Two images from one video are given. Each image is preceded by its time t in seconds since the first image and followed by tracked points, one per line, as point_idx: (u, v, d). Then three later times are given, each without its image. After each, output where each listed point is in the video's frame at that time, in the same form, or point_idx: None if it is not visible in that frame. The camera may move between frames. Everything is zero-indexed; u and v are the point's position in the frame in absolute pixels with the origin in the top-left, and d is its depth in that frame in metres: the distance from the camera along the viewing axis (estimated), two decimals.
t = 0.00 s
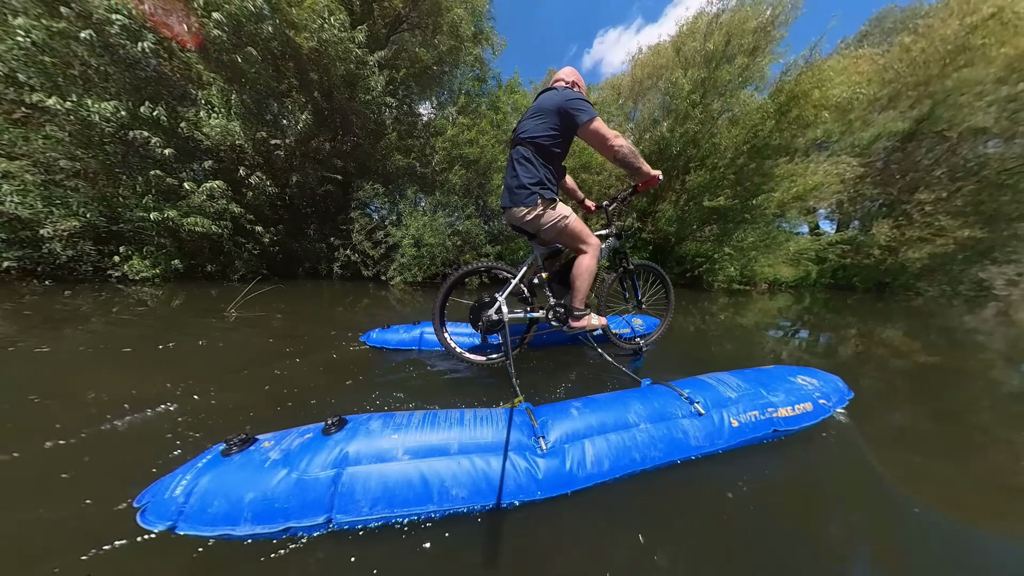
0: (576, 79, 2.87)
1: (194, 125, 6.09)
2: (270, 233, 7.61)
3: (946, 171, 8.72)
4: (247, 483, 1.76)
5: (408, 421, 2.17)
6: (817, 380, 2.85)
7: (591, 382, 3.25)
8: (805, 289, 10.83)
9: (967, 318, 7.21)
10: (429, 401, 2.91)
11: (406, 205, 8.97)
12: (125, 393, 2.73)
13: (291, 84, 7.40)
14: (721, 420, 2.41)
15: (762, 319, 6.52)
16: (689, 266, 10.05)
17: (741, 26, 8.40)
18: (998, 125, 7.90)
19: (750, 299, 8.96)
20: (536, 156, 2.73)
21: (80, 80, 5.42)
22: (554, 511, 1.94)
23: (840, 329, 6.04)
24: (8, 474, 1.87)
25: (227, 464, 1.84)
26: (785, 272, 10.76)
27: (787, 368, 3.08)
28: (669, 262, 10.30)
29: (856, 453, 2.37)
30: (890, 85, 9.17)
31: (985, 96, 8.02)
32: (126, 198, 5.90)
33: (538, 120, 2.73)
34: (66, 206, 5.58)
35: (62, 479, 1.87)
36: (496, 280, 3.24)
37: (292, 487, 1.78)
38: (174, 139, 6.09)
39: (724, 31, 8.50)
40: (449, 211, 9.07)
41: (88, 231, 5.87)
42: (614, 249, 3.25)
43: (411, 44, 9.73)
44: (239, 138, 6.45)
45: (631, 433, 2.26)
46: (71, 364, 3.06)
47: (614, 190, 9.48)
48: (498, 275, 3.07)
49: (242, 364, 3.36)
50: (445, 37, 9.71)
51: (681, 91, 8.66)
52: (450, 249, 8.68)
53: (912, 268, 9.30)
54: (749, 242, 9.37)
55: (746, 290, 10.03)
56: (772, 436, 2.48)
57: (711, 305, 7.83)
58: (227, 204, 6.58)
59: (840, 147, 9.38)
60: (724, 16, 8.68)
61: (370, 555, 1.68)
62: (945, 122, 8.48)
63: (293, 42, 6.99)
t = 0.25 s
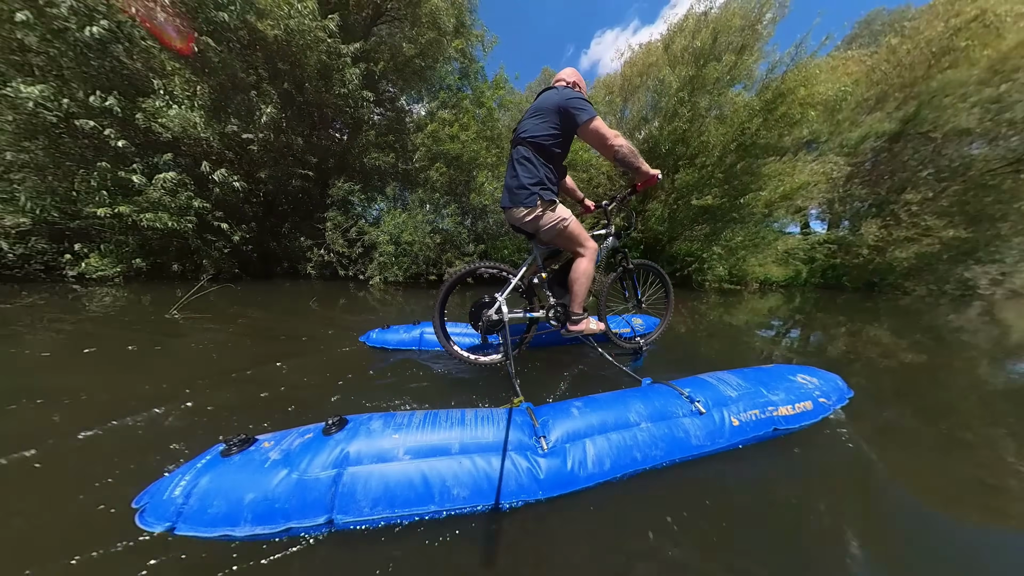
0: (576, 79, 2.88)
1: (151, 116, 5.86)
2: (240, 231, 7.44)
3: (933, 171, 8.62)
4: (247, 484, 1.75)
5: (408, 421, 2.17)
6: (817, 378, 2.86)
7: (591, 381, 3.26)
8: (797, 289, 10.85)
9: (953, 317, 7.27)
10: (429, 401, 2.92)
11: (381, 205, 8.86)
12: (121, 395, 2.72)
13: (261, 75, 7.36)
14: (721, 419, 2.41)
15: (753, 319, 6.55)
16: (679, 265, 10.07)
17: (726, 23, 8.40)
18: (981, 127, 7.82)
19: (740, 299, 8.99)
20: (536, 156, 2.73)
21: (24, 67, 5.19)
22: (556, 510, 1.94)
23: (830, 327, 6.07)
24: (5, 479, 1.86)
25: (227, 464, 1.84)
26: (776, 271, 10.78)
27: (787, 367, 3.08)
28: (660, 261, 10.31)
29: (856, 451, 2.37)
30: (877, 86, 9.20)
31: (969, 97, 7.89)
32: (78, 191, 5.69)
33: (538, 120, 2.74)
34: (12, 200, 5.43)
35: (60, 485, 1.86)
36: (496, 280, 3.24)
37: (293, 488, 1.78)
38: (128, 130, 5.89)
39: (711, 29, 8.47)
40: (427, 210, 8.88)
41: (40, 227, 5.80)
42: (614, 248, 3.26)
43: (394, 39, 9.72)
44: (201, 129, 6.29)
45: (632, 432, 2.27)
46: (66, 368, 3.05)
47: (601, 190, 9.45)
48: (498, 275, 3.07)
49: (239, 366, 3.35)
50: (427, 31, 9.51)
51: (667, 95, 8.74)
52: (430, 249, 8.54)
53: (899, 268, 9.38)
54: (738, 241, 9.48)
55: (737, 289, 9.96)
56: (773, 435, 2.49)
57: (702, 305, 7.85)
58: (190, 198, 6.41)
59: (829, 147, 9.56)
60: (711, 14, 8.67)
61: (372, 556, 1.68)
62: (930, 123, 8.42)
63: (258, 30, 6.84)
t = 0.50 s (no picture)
0: (579, 78, 2.89)
1: (107, 106, 5.69)
2: (209, 228, 7.36)
3: (920, 172, 8.60)
4: (244, 483, 1.75)
5: (407, 420, 2.17)
6: (817, 378, 2.86)
7: (591, 381, 3.26)
8: (789, 289, 10.88)
9: (939, 316, 7.34)
10: (429, 400, 2.91)
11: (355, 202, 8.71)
12: (116, 395, 2.71)
13: (230, 67, 7.10)
14: (721, 418, 2.41)
15: (745, 318, 6.58)
16: (671, 264, 10.10)
17: (714, 19, 8.19)
18: (966, 128, 7.80)
19: (731, 298, 9.02)
20: (537, 154, 2.73)
21: None
22: (556, 509, 1.94)
23: (820, 327, 6.09)
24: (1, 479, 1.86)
25: (224, 464, 1.83)
26: (767, 270, 10.93)
27: (787, 366, 3.08)
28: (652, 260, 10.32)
29: (855, 450, 2.38)
30: (865, 86, 9.24)
31: (954, 98, 7.89)
32: (29, 186, 5.60)
33: (539, 118, 2.73)
34: None
35: (56, 485, 1.85)
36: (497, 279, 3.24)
37: (290, 488, 1.77)
38: (82, 121, 5.73)
39: (699, 25, 8.33)
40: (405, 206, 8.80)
41: None
42: (614, 248, 3.26)
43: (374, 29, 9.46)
44: (162, 121, 6.08)
45: (632, 432, 2.27)
46: (61, 368, 3.04)
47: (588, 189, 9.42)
48: (498, 273, 3.06)
49: (235, 366, 3.35)
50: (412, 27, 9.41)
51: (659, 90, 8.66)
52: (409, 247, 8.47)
53: (887, 267, 9.35)
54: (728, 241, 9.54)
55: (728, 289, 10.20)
56: (772, 435, 2.49)
57: (693, 304, 7.83)
58: (154, 194, 6.26)
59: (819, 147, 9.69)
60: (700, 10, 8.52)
61: (371, 555, 1.67)
62: (917, 124, 8.42)
63: (224, 19, 6.53)
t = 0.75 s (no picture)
0: (580, 78, 2.89)
1: (50, 94, 5.44)
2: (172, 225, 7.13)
3: (906, 174, 9.21)
4: (246, 482, 1.75)
5: (409, 420, 2.17)
6: (818, 378, 2.87)
7: (592, 381, 3.26)
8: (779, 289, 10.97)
9: (924, 316, 7.54)
10: (429, 400, 2.91)
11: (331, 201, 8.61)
12: (118, 395, 2.70)
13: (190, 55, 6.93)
14: (722, 419, 2.41)
15: (736, 317, 6.65)
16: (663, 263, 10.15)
17: (701, 16, 8.28)
18: (949, 129, 8.38)
19: (723, 298, 9.09)
20: (538, 155, 2.73)
21: None
22: (560, 508, 1.94)
23: (808, 326, 6.18)
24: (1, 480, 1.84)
25: (225, 463, 1.83)
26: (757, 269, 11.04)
27: (787, 366, 3.08)
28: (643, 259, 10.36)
29: (859, 450, 2.38)
30: (854, 87, 9.72)
31: (937, 99, 8.43)
32: None
33: (540, 118, 2.73)
34: None
35: (55, 486, 1.83)
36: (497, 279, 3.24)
37: (291, 487, 1.77)
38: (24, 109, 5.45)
39: (685, 22, 8.39)
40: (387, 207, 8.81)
41: None
42: (616, 248, 3.26)
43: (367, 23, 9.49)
44: (114, 111, 5.83)
45: (632, 432, 2.27)
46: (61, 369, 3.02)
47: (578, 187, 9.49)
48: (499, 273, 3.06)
49: (235, 365, 3.34)
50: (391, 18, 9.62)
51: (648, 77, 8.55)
52: (392, 245, 8.48)
53: (874, 266, 9.97)
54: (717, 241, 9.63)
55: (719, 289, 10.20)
56: (774, 435, 2.49)
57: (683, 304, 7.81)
58: (107, 188, 6.02)
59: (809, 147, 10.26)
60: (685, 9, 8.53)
61: (375, 555, 1.67)
62: (902, 124, 8.93)
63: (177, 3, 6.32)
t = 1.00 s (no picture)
0: (580, 78, 2.89)
1: None
2: (136, 224, 6.79)
3: (893, 175, 9.55)
4: (249, 481, 1.74)
5: (411, 419, 2.16)
6: (820, 377, 2.87)
7: (593, 382, 3.24)
8: (769, 289, 11.06)
9: (911, 314, 7.69)
10: (430, 400, 2.90)
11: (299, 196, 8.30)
12: (119, 395, 2.70)
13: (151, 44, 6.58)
14: (724, 418, 2.41)
15: (728, 316, 6.69)
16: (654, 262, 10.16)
17: (688, 14, 8.37)
18: (933, 129, 8.68)
19: (715, 297, 9.12)
20: (538, 154, 2.73)
21: None
22: (564, 507, 1.95)
23: (798, 324, 6.25)
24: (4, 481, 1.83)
25: (229, 461, 1.82)
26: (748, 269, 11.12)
27: (788, 365, 3.09)
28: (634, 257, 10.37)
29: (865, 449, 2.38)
30: (842, 90, 9.88)
31: (922, 101, 8.74)
32: None
33: (540, 117, 2.73)
34: None
35: (56, 490, 1.81)
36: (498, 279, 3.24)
37: (295, 485, 1.77)
38: None
39: (673, 19, 8.44)
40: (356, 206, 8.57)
41: None
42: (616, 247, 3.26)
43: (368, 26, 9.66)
44: (63, 99, 5.57)
45: (635, 431, 2.27)
46: (60, 369, 3.01)
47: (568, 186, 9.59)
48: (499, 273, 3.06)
49: (234, 365, 3.33)
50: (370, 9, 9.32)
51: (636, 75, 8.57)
52: (366, 244, 8.28)
53: (862, 266, 10.24)
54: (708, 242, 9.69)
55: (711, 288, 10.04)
56: (776, 435, 2.49)
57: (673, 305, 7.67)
58: (57, 181, 5.70)
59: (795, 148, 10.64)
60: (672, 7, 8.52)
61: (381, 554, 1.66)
62: (888, 126, 9.31)
63: None
